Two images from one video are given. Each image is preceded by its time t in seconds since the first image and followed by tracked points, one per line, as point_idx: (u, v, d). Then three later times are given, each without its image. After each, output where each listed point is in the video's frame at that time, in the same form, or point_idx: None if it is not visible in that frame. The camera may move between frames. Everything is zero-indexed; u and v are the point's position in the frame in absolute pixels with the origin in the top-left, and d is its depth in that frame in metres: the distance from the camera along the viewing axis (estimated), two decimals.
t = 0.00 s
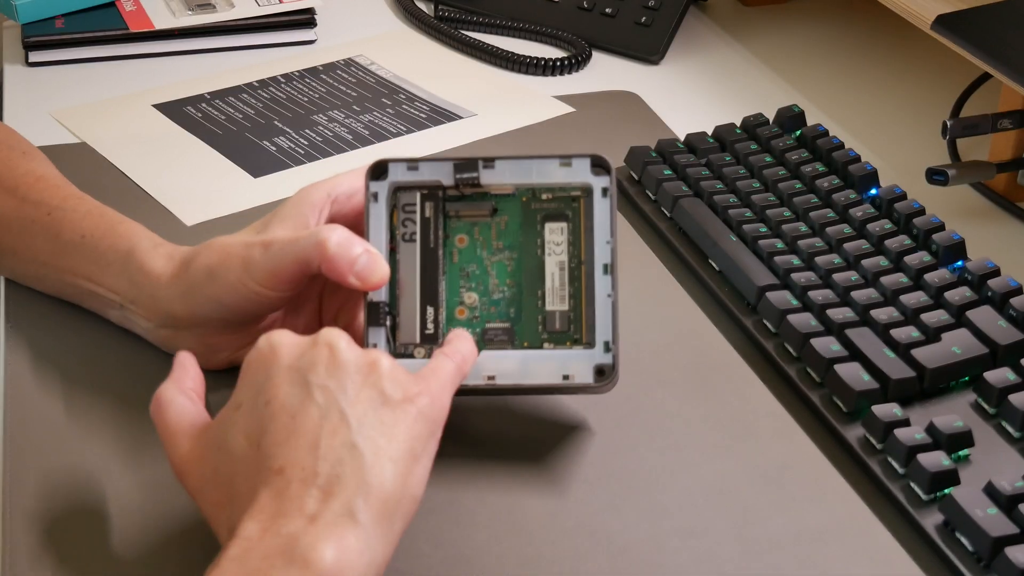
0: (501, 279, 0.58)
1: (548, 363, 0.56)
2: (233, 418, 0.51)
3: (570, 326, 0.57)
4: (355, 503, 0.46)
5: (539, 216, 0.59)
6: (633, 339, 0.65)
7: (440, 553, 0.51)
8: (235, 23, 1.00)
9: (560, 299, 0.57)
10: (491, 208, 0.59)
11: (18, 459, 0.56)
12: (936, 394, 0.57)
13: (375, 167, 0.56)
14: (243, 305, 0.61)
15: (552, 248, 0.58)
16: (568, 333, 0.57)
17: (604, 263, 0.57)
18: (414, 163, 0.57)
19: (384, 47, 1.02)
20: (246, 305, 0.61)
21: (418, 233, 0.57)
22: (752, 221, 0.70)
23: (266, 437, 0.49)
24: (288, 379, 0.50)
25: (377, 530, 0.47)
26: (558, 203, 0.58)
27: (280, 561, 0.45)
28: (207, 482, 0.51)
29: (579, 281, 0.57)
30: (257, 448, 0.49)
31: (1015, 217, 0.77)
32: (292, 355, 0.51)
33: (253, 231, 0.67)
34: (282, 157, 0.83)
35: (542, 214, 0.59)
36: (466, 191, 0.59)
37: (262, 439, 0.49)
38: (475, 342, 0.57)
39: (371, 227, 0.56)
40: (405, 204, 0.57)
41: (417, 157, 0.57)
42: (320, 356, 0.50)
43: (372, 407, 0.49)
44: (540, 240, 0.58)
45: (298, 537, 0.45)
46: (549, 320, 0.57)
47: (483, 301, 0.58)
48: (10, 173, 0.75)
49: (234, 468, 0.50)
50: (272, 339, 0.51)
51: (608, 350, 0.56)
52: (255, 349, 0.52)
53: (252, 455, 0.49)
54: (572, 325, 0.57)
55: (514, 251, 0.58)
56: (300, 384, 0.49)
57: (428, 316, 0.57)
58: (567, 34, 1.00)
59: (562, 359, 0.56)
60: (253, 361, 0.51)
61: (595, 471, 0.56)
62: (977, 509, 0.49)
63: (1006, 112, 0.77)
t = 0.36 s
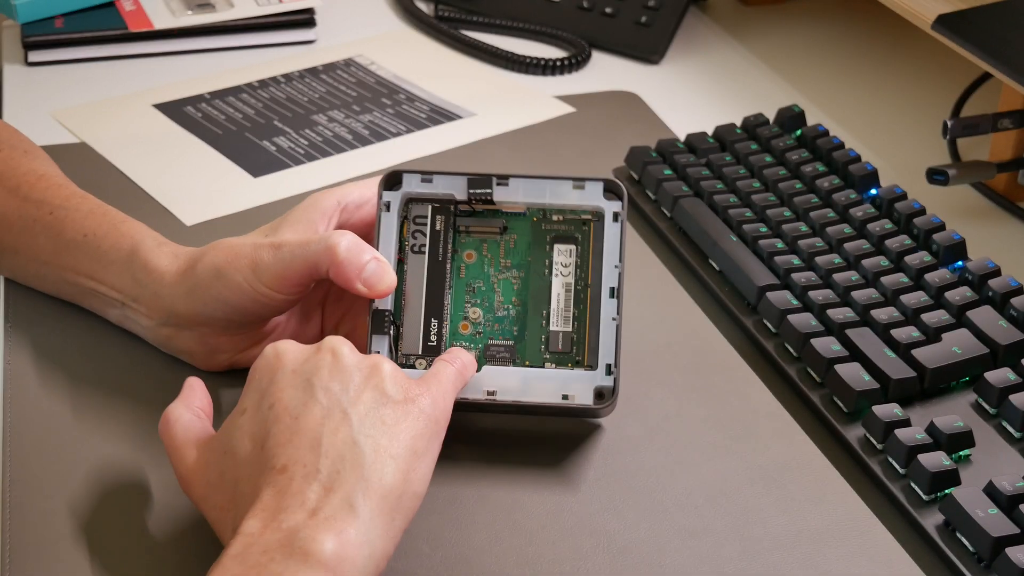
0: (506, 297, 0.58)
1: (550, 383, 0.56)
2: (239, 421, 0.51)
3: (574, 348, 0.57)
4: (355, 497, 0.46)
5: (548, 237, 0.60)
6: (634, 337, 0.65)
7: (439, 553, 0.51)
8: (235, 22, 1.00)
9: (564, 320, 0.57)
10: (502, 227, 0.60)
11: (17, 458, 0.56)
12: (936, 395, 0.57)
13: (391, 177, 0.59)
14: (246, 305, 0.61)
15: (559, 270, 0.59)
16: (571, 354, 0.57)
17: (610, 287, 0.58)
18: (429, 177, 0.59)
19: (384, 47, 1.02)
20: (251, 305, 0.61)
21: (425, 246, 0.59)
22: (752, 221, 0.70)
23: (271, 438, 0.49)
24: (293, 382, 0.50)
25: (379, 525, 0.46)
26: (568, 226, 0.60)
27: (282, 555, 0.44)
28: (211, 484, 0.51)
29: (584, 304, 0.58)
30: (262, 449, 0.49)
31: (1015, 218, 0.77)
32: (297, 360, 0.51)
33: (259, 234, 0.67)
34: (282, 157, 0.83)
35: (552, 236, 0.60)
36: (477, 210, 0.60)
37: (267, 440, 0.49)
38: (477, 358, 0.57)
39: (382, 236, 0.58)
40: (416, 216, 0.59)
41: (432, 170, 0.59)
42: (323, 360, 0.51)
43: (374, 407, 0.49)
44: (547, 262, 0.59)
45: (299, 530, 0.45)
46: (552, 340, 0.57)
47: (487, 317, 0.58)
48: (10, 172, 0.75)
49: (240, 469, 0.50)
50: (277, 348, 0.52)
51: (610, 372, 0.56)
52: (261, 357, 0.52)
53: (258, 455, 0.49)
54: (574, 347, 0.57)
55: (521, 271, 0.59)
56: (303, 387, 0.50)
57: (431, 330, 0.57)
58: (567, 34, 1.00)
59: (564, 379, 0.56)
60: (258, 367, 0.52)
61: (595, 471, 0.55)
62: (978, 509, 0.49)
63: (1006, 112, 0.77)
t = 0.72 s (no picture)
0: (506, 294, 0.59)
1: (549, 377, 0.56)
2: (230, 421, 0.51)
3: (574, 344, 0.57)
4: (347, 497, 0.46)
5: (548, 234, 0.60)
6: (634, 337, 0.65)
7: (439, 553, 0.51)
8: (235, 22, 1.00)
9: (563, 317, 0.57)
10: (502, 225, 0.60)
11: (16, 458, 0.56)
12: (936, 395, 0.57)
13: (392, 174, 0.59)
14: (246, 303, 0.61)
15: (558, 267, 0.59)
16: (571, 351, 0.57)
17: (610, 283, 0.58)
18: (430, 173, 0.59)
19: (384, 47, 1.02)
20: (252, 302, 0.61)
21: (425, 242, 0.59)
22: (752, 221, 0.70)
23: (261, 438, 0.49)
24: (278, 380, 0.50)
25: (372, 521, 0.47)
26: (569, 223, 0.60)
27: (277, 556, 0.44)
28: (209, 484, 0.51)
29: (584, 300, 0.58)
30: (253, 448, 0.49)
31: (1015, 218, 0.77)
32: (282, 356, 0.51)
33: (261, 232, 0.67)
34: (282, 157, 0.83)
35: (551, 234, 0.60)
36: (478, 207, 0.60)
37: (258, 439, 0.49)
38: (476, 355, 0.57)
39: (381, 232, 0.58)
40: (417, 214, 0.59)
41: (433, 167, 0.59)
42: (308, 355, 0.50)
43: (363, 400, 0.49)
44: (547, 259, 0.59)
45: (294, 530, 0.45)
46: (552, 337, 0.57)
47: (486, 314, 0.58)
48: (9, 172, 0.75)
49: (235, 468, 0.50)
50: (261, 344, 0.52)
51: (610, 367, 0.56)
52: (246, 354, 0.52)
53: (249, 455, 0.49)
54: (574, 343, 0.57)
55: (521, 268, 0.59)
56: (291, 384, 0.50)
57: (431, 327, 0.57)
58: (567, 34, 1.00)
59: (563, 374, 0.56)
60: (244, 365, 0.52)
61: (595, 471, 0.55)
62: (978, 509, 0.49)
63: (1006, 112, 0.77)
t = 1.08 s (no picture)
0: (506, 296, 0.59)
1: (548, 381, 0.56)
2: (239, 417, 0.51)
3: (574, 347, 0.57)
4: (355, 496, 0.46)
5: (548, 236, 0.60)
6: (634, 337, 0.65)
7: (439, 553, 0.51)
8: (235, 22, 1.00)
9: (563, 320, 0.58)
10: (502, 227, 0.60)
11: (16, 457, 0.56)
12: (936, 395, 0.57)
13: (392, 177, 0.59)
14: (247, 303, 0.61)
15: (559, 269, 0.59)
16: (571, 354, 0.57)
17: (610, 286, 0.58)
18: (430, 175, 0.59)
19: (384, 47, 1.02)
20: (252, 303, 0.61)
21: (425, 244, 0.59)
22: (752, 221, 0.70)
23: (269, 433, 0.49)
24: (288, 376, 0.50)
25: (380, 521, 0.47)
26: (569, 225, 0.60)
27: (283, 556, 0.45)
28: (212, 484, 0.51)
29: (584, 303, 0.58)
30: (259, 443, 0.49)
31: (1015, 218, 0.77)
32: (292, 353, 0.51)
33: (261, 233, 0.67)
34: (282, 157, 0.83)
35: (551, 236, 0.60)
36: (478, 209, 0.60)
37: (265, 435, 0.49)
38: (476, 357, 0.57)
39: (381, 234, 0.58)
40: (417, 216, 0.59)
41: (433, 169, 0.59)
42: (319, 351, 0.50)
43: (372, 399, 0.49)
44: (547, 262, 0.59)
45: (300, 529, 0.45)
46: (552, 339, 0.57)
47: (486, 316, 0.58)
48: (9, 171, 0.75)
49: (238, 469, 0.50)
50: (272, 340, 0.52)
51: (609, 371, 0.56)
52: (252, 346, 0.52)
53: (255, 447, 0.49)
54: (574, 346, 0.57)
55: (521, 270, 0.59)
56: (301, 381, 0.49)
57: (431, 328, 0.57)
58: (567, 34, 1.00)
59: (561, 379, 0.56)
60: (255, 360, 0.51)
61: (595, 471, 0.56)
62: (978, 509, 0.49)
63: (1006, 112, 0.77)
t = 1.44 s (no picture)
0: (506, 297, 0.58)
1: (547, 382, 0.56)
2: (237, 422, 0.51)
3: (574, 347, 0.57)
4: (354, 498, 0.46)
5: (549, 236, 0.60)
6: (634, 337, 0.65)
7: (439, 553, 0.51)
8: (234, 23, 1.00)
9: (562, 320, 0.57)
10: (503, 228, 0.60)
11: (16, 458, 0.56)
12: (936, 395, 0.57)
13: (392, 177, 0.59)
14: (247, 302, 0.61)
15: (558, 270, 0.59)
16: (570, 354, 0.57)
17: (610, 286, 0.58)
18: (430, 176, 0.60)
19: (384, 47, 1.02)
20: (252, 302, 0.61)
21: (425, 244, 0.59)
22: (752, 221, 0.70)
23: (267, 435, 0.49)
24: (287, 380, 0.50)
25: (380, 525, 0.47)
26: (569, 226, 0.60)
27: (282, 556, 0.45)
28: (212, 485, 0.51)
29: (584, 303, 0.58)
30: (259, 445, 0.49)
31: (1015, 218, 0.77)
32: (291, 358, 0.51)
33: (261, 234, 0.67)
34: (282, 157, 0.83)
35: (551, 237, 0.60)
36: (478, 210, 0.60)
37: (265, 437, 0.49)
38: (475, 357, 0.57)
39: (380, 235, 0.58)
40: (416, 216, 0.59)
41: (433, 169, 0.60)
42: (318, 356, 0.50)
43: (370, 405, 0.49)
44: (546, 263, 0.59)
45: (300, 530, 0.45)
46: (551, 339, 0.57)
47: (485, 317, 0.58)
48: (9, 171, 0.75)
49: (239, 469, 0.50)
50: (273, 345, 0.52)
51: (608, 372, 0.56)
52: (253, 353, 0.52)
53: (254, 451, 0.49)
54: (573, 346, 0.57)
55: (521, 271, 0.59)
56: (301, 385, 0.49)
57: (431, 327, 0.57)
58: (567, 34, 1.00)
59: (560, 380, 0.56)
60: (256, 364, 0.51)
61: (595, 471, 0.56)
62: (978, 510, 0.49)
63: (1006, 112, 0.77)
